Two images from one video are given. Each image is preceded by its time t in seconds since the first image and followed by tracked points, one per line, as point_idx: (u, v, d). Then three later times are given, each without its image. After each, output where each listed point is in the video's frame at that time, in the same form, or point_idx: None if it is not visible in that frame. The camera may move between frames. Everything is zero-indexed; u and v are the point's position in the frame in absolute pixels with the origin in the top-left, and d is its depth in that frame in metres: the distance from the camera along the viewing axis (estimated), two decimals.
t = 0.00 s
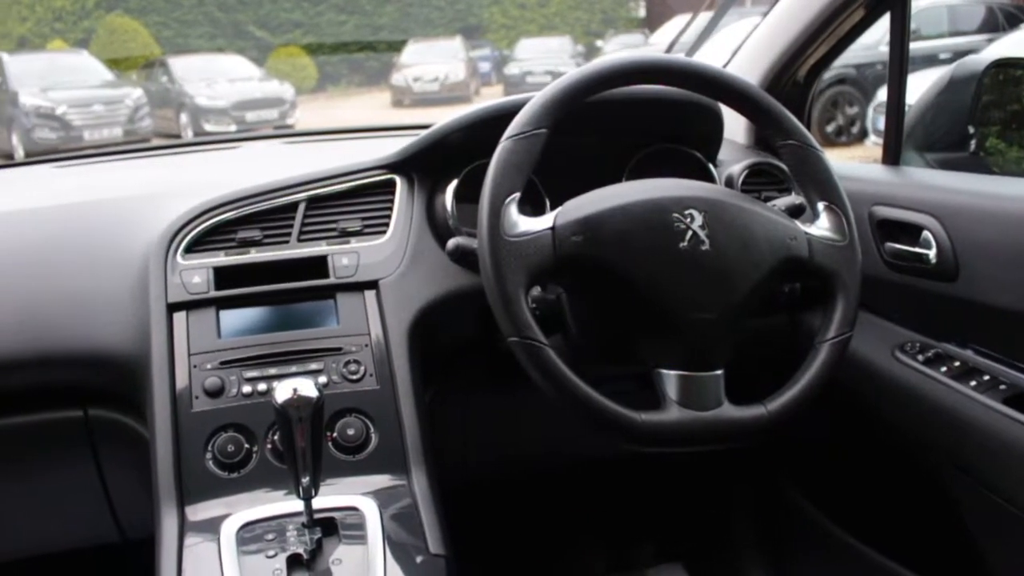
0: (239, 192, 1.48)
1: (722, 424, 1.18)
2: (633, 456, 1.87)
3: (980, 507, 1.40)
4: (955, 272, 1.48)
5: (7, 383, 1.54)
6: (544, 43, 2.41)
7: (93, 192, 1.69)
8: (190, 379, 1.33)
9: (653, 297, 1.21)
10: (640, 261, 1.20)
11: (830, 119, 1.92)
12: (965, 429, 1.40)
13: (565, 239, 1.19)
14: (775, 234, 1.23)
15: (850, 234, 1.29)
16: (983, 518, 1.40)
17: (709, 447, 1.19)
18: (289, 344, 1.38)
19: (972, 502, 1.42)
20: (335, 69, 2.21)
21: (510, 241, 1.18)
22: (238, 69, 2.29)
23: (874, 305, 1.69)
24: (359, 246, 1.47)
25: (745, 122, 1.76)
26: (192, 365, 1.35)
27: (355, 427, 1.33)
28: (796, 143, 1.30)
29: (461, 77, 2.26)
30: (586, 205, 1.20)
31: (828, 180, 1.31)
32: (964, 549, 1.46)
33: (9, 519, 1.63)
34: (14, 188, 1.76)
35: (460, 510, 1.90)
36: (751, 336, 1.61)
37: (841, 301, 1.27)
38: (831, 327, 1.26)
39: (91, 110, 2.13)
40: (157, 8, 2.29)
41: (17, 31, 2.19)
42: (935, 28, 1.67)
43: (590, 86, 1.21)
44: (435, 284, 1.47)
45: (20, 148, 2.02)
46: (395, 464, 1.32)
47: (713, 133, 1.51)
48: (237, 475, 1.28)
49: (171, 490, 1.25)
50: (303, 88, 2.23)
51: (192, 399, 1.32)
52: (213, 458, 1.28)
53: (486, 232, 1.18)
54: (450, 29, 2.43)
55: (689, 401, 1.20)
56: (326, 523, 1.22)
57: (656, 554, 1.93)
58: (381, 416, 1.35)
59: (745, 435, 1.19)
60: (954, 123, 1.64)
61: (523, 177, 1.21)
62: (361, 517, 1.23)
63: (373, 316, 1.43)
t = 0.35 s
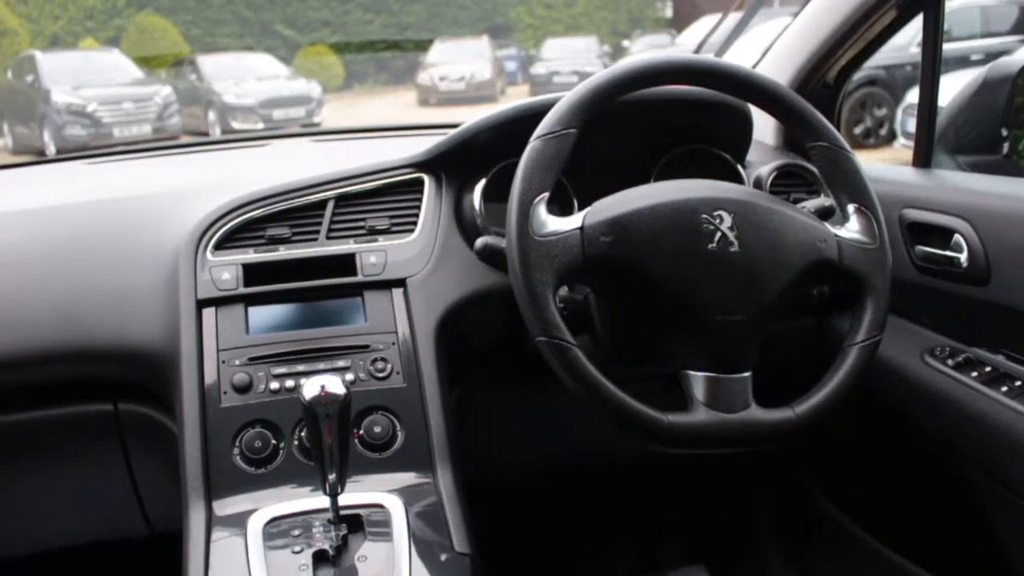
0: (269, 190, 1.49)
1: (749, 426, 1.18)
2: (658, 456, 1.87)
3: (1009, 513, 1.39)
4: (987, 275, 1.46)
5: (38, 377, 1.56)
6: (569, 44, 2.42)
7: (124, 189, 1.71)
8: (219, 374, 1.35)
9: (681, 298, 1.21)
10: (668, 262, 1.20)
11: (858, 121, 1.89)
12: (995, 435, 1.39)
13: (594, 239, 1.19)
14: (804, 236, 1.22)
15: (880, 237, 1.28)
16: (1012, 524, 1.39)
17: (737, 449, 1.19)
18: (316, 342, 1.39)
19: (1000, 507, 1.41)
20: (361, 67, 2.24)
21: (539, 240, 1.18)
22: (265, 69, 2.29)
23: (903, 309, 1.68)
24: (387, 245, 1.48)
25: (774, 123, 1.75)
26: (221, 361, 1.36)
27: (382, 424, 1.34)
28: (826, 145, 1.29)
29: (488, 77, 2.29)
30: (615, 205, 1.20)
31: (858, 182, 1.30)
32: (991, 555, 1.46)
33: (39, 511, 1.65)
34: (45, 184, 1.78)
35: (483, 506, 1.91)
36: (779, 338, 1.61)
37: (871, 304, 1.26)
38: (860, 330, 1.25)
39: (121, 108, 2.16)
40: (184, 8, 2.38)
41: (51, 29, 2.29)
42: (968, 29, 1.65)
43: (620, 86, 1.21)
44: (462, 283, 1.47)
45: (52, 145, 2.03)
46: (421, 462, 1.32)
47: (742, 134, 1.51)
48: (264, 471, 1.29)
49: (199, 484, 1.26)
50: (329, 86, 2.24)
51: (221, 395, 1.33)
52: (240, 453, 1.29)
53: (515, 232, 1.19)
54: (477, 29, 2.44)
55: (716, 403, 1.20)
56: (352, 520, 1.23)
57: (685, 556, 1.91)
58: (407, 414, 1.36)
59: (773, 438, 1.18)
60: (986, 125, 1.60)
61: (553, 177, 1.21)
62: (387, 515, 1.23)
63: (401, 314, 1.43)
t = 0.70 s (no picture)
0: (299, 188, 1.49)
1: (778, 429, 1.17)
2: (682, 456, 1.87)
3: None
4: (1021, 280, 1.44)
5: (69, 371, 1.58)
6: (596, 44, 2.42)
7: (154, 185, 1.73)
8: (247, 370, 1.35)
9: (710, 299, 1.21)
10: (697, 263, 1.19)
11: (886, 123, 1.88)
12: None
13: (623, 239, 1.19)
14: (835, 239, 1.21)
15: (912, 240, 1.27)
16: None
17: (765, 452, 1.19)
18: (343, 339, 1.40)
19: None
20: (388, 66, 2.25)
21: (568, 240, 1.18)
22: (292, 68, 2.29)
23: (933, 314, 1.67)
24: (415, 243, 1.48)
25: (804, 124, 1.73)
26: (249, 357, 1.36)
27: (408, 422, 1.34)
28: (858, 147, 1.28)
29: (514, 77, 2.28)
30: (644, 206, 1.20)
31: (890, 184, 1.29)
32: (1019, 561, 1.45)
33: (67, 504, 1.66)
34: (76, 180, 1.80)
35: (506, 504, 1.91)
36: (807, 341, 1.60)
37: (902, 308, 1.25)
38: (890, 334, 1.24)
39: (150, 105, 2.20)
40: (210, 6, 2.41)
41: (82, 27, 2.29)
42: (1003, 29, 1.61)
43: (651, 86, 1.21)
44: (490, 283, 1.47)
45: (82, 142, 2.05)
46: (447, 461, 1.32)
47: (772, 135, 1.50)
48: (291, 467, 1.29)
49: (226, 479, 1.27)
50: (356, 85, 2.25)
51: (249, 391, 1.34)
52: (268, 449, 1.30)
53: (544, 231, 1.19)
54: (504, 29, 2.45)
55: (744, 405, 1.19)
56: (378, 517, 1.23)
57: (706, 556, 1.90)
58: (434, 413, 1.36)
59: (801, 441, 1.18)
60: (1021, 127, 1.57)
61: (582, 177, 1.21)
62: (412, 512, 1.24)
63: (428, 313, 1.43)
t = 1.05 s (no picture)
0: (327, 185, 1.50)
1: (805, 432, 1.17)
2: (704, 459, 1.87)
3: None
4: None
5: (98, 365, 1.60)
6: (622, 44, 2.42)
7: (183, 182, 1.74)
8: (274, 366, 1.36)
9: (737, 301, 1.20)
10: (725, 264, 1.19)
11: (915, 125, 1.86)
12: None
13: (651, 240, 1.19)
14: (865, 241, 1.20)
15: (943, 244, 1.26)
16: None
17: (791, 455, 1.18)
18: (370, 337, 1.40)
19: None
20: (413, 65, 2.27)
21: (596, 240, 1.18)
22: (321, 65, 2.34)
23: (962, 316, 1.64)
24: (442, 242, 1.48)
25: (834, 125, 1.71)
26: (276, 354, 1.37)
27: (434, 421, 1.34)
28: (888, 148, 1.27)
29: (540, 76, 2.29)
30: (672, 206, 1.20)
31: (921, 187, 1.27)
32: None
33: (95, 498, 1.68)
34: (106, 177, 1.82)
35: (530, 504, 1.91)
36: (834, 344, 1.59)
37: (932, 312, 1.23)
38: (920, 338, 1.23)
39: (177, 103, 2.20)
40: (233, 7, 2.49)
41: (110, 27, 2.35)
42: None
43: (680, 86, 1.21)
44: (516, 282, 1.48)
45: (111, 139, 2.07)
46: (472, 460, 1.33)
47: (801, 137, 1.49)
48: (316, 464, 1.30)
49: (252, 474, 1.28)
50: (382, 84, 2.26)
51: (275, 387, 1.35)
52: (294, 446, 1.31)
53: (571, 231, 1.19)
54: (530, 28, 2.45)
55: (772, 408, 1.19)
56: (403, 515, 1.23)
57: (729, 558, 1.90)
58: (459, 412, 1.36)
59: (828, 445, 1.17)
60: None
61: (610, 177, 1.21)
62: (436, 511, 1.24)
63: (454, 311, 1.44)
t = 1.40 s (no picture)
0: (354, 184, 1.50)
1: (830, 436, 1.16)
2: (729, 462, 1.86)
3: None
4: None
5: (125, 361, 1.61)
6: (648, 44, 2.41)
7: (210, 179, 1.75)
8: (300, 363, 1.37)
9: (764, 302, 1.20)
10: (753, 265, 1.18)
11: (944, 127, 1.84)
12: None
13: (678, 241, 1.19)
14: (894, 244, 1.19)
15: (974, 247, 1.24)
16: None
17: (816, 459, 1.18)
18: (395, 335, 1.40)
19: None
20: (438, 65, 2.27)
21: (623, 241, 1.18)
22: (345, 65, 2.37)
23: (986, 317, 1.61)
24: (468, 241, 1.48)
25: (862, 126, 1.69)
26: (302, 351, 1.38)
27: (459, 419, 1.34)
28: (919, 151, 1.26)
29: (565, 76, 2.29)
30: (700, 207, 1.19)
31: (952, 189, 1.26)
32: None
33: (122, 491, 1.70)
34: (135, 174, 1.83)
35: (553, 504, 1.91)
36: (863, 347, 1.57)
37: (962, 316, 1.22)
38: (949, 342, 1.22)
39: (204, 101, 2.22)
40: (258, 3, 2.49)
41: (141, 24, 2.25)
42: None
43: (709, 87, 1.20)
44: (542, 282, 1.48)
45: (139, 136, 2.13)
46: (496, 459, 1.33)
47: (829, 138, 1.48)
48: (342, 461, 1.30)
49: (277, 471, 1.28)
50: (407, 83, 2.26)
51: (301, 384, 1.35)
52: (319, 443, 1.31)
53: (599, 231, 1.19)
54: (555, 28, 2.45)
55: (798, 411, 1.18)
56: (427, 513, 1.24)
57: (755, 564, 1.91)
58: (484, 411, 1.36)
59: (855, 449, 1.17)
60: None
61: (638, 178, 1.21)
62: (460, 509, 1.24)
63: (480, 310, 1.44)
